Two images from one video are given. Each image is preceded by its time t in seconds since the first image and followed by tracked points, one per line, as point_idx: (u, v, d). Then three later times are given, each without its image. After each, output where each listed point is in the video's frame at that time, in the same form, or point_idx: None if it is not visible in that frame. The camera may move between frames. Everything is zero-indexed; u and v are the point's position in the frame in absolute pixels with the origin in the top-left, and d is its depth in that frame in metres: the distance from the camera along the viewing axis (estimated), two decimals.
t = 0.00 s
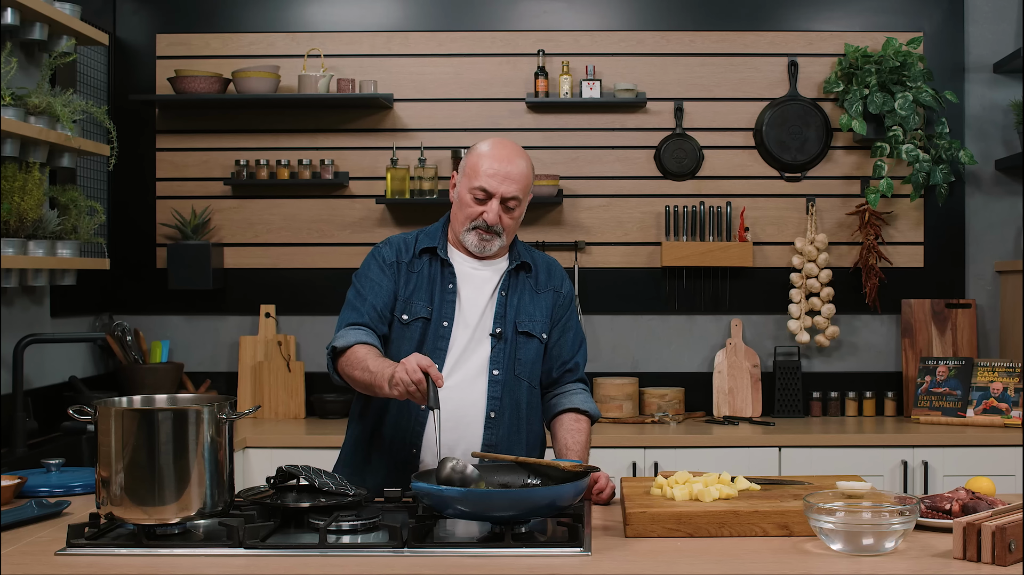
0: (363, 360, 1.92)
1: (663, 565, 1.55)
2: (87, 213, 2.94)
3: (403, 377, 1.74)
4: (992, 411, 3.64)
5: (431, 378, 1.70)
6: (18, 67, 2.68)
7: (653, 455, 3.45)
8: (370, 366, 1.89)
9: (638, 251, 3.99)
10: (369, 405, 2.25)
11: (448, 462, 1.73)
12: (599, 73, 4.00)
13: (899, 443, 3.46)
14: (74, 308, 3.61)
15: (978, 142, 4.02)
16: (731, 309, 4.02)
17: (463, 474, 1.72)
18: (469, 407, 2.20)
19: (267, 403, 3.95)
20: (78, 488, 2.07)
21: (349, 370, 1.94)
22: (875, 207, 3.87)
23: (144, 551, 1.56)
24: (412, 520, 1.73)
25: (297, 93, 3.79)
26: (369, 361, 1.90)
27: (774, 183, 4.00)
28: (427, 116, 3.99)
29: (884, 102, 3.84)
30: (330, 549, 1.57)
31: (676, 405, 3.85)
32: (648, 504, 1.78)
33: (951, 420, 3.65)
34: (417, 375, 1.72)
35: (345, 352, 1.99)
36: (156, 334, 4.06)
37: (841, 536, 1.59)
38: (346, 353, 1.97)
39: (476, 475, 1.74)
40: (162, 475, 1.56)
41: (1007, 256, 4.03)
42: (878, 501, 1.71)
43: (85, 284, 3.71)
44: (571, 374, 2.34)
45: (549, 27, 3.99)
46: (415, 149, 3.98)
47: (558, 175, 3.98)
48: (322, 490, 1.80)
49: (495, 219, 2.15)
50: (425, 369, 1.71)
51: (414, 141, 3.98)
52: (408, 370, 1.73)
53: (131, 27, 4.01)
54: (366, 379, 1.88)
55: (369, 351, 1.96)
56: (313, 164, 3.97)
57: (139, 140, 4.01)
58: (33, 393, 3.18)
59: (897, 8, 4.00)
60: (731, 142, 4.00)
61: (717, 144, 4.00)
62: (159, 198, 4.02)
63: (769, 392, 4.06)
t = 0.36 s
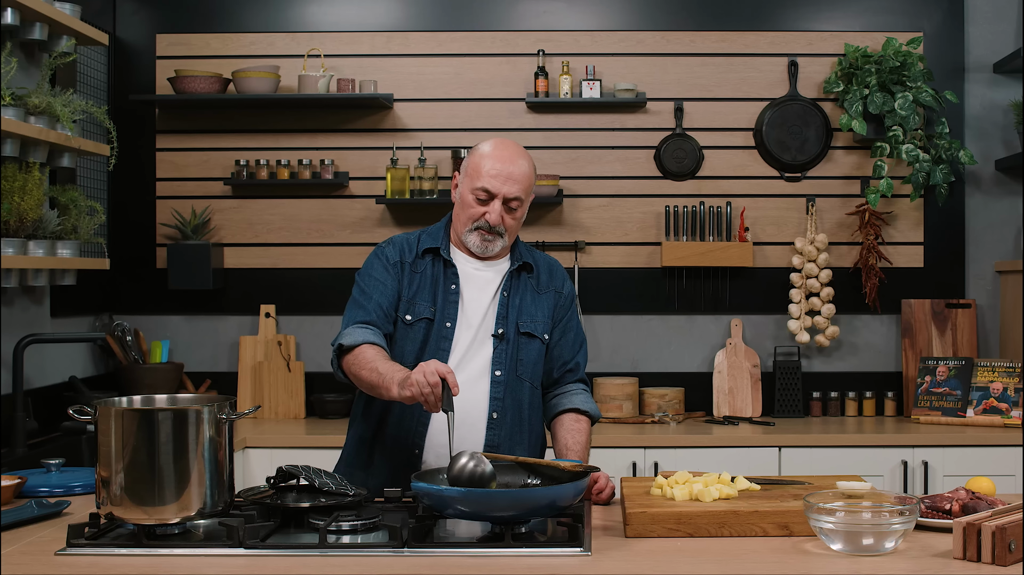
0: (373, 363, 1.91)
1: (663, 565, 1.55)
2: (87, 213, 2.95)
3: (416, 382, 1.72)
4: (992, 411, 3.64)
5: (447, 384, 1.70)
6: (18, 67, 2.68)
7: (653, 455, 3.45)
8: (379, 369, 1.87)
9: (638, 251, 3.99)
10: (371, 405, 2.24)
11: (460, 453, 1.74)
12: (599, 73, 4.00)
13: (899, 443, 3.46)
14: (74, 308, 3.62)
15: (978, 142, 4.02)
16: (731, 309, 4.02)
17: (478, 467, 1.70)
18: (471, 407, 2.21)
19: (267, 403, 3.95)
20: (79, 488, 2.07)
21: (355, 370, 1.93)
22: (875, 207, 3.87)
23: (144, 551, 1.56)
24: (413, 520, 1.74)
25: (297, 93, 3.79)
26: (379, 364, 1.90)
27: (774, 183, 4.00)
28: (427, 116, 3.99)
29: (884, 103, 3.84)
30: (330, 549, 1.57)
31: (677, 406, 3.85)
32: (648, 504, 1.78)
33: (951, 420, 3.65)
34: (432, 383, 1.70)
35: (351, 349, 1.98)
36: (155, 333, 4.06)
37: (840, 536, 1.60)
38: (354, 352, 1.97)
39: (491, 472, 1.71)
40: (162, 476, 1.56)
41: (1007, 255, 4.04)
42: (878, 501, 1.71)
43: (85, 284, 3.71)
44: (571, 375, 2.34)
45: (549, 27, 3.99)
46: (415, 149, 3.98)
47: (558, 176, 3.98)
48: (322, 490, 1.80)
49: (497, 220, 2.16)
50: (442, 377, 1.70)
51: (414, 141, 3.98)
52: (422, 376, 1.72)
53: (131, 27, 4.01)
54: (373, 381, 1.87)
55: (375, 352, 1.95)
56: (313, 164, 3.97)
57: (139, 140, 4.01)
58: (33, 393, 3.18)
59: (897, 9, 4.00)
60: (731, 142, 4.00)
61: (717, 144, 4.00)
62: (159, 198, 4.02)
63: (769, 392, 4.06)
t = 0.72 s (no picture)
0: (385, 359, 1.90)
1: (663, 565, 1.55)
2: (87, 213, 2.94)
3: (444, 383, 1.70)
4: (992, 411, 3.64)
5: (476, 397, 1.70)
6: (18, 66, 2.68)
7: (653, 455, 3.45)
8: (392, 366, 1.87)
9: (638, 251, 3.99)
10: (373, 405, 2.23)
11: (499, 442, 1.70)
12: (599, 73, 4.00)
13: (899, 443, 3.46)
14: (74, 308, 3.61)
15: (978, 142, 4.02)
16: (731, 309, 4.02)
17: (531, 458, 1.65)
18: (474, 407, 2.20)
19: (267, 403, 3.95)
20: (79, 488, 2.07)
21: (363, 363, 1.92)
22: (875, 207, 3.87)
23: (144, 551, 1.56)
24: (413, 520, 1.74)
25: (297, 93, 3.79)
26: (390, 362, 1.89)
27: (774, 183, 4.00)
28: (427, 116, 3.99)
29: (884, 103, 3.84)
30: (330, 549, 1.57)
31: (676, 406, 3.85)
32: (648, 504, 1.78)
33: (951, 420, 3.65)
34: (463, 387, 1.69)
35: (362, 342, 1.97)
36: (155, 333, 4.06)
37: (840, 536, 1.60)
38: (362, 346, 1.95)
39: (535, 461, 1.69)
40: (162, 476, 1.56)
41: (1007, 255, 4.04)
42: (878, 501, 1.71)
43: (85, 284, 3.71)
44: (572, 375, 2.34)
45: (549, 27, 3.99)
46: (415, 149, 3.98)
47: (558, 176, 3.97)
48: (322, 490, 1.80)
49: (498, 220, 2.16)
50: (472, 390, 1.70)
51: (414, 141, 3.98)
52: (456, 379, 1.70)
53: (131, 27, 4.01)
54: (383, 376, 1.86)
55: (382, 350, 1.94)
56: (313, 164, 3.97)
57: (139, 140, 4.01)
58: (33, 393, 3.18)
59: (897, 9, 4.00)
60: (731, 142, 4.00)
61: (717, 144, 4.00)
62: (159, 198, 4.02)
63: (769, 392, 4.06)
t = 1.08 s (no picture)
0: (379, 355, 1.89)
1: (663, 564, 1.55)
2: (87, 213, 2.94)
3: (429, 377, 1.70)
4: (992, 411, 3.64)
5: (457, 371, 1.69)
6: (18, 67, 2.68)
7: (653, 455, 3.45)
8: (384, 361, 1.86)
9: (638, 251, 3.99)
10: (372, 404, 2.23)
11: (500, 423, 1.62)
12: (599, 73, 4.00)
13: (899, 443, 3.46)
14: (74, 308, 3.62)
15: (978, 142, 4.02)
16: (731, 309, 4.02)
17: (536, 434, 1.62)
18: (473, 406, 2.20)
19: (267, 403, 3.95)
20: (79, 488, 2.07)
21: (358, 363, 1.92)
22: (875, 207, 3.87)
23: (144, 551, 1.56)
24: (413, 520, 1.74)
25: (297, 93, 3.79)
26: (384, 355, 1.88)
27: (774, 183, 4.00)
28: (427, 116, 3.99)
29: (884, 103, 3.84)
30: (330, 549, 1.57)
31: (676, 406, 3.85)
32: (648, 504, 1.78)
33: (951, 420, 3.65)
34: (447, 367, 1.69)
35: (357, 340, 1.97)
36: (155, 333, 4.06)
37: (841, 536, 1.60)
38: (355, 347, 1.95)
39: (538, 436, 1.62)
40: (162, 476, 1.56)
41: (1007, 255, 4.04)
42: (878, 501, 1.71)
43: (85, 284, 3.71)
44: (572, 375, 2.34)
45: (549, 27, 3.99)
46: (415, 149, 3.98)
47: (558, 176, 3.98)
48: (321, 490, 1.80)
49: (497, 219, 2.15)
50: (455, 357, 1.67)
51: (414, 141, 3.98)
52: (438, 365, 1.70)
53: (131, 27, 4.01)
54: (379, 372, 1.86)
55: (374, 346, 1.93)
56: (313, 164, 3.97)
57: (139, 140, 4.01)
58: (33, 393, 3.18)
59: (897, 9, 4.00)
60: (731, 142, 4.00)
61: (717, 144, 4.00)
62: (159, 198, 4.02)
63: (769, 392, 4.06)
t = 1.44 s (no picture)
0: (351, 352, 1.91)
1: (663, 565, 1.55)
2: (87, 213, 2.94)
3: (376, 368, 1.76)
4: (992, 411, 3.64)
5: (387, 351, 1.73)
6: (17, 66, 2.68)
7: (653, 455, 3.45)
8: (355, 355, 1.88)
9: (638, 251, 3.99)
10: (368, 405, 2.24)
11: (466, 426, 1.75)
12: (599, 73, 4.00)
13: (899, 444, 3.46)
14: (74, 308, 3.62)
15: (978, 142, 4.02)
16: (731, 309, 4.03)
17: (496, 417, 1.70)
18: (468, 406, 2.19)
19: (267, 403, 3.95)
20: (79, 488, 2.07)
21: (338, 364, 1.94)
22: (875, 207, 3.87)
23: (144, 551, 1.56)
24: (413, 520, 1.73)
25: (297, 93, 3.79)
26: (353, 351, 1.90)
27: (774, 183, 4.00)
28: (427, 116, 3.99)
29: (884, 103, 3.84)
30: (330, 550, 1.57)
31: (677, 406, 3.85)
32: (648, 504, 1.78)
33: (951, 420, 3.65)
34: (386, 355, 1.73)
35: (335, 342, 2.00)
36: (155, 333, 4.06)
37: (841, 536, 1.60)
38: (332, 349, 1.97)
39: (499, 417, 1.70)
40: (161, 476, 1.56)
41: (1007, 255, 4.04)
42: (878, 501, 1.71)
43: (85, 284, 3.71)
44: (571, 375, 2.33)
45: (549, 27, 3.99)
46: (415, 149, 3.98)
47: (558, 175, 3.98)
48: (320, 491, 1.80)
49: (484, 217, 2.15)
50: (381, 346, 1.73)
51: (414, 141, 3.98)
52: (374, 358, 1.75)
53: (132, 27, 4.01)
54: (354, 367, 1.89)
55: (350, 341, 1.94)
56: (313, 164, 3.97)
57: (139, 139, 4.01)
58: (33, 393, 3.18)
59: (897, 9, 4.00)
60: (731, 142, 4.00)
61: (717, 144, 4.00)
62: (159, 198, 4.02)
63: (769, 392, 4.06)
